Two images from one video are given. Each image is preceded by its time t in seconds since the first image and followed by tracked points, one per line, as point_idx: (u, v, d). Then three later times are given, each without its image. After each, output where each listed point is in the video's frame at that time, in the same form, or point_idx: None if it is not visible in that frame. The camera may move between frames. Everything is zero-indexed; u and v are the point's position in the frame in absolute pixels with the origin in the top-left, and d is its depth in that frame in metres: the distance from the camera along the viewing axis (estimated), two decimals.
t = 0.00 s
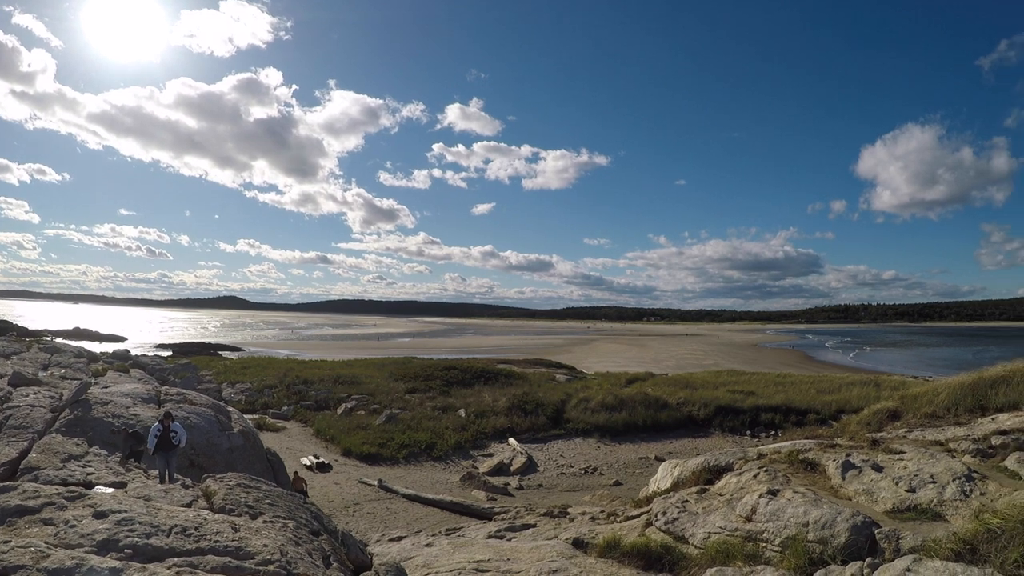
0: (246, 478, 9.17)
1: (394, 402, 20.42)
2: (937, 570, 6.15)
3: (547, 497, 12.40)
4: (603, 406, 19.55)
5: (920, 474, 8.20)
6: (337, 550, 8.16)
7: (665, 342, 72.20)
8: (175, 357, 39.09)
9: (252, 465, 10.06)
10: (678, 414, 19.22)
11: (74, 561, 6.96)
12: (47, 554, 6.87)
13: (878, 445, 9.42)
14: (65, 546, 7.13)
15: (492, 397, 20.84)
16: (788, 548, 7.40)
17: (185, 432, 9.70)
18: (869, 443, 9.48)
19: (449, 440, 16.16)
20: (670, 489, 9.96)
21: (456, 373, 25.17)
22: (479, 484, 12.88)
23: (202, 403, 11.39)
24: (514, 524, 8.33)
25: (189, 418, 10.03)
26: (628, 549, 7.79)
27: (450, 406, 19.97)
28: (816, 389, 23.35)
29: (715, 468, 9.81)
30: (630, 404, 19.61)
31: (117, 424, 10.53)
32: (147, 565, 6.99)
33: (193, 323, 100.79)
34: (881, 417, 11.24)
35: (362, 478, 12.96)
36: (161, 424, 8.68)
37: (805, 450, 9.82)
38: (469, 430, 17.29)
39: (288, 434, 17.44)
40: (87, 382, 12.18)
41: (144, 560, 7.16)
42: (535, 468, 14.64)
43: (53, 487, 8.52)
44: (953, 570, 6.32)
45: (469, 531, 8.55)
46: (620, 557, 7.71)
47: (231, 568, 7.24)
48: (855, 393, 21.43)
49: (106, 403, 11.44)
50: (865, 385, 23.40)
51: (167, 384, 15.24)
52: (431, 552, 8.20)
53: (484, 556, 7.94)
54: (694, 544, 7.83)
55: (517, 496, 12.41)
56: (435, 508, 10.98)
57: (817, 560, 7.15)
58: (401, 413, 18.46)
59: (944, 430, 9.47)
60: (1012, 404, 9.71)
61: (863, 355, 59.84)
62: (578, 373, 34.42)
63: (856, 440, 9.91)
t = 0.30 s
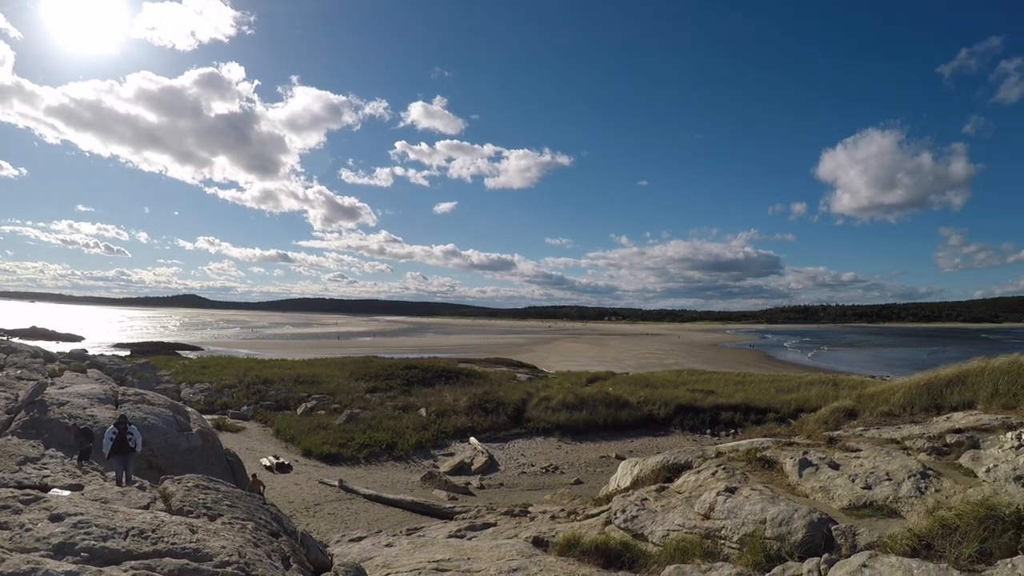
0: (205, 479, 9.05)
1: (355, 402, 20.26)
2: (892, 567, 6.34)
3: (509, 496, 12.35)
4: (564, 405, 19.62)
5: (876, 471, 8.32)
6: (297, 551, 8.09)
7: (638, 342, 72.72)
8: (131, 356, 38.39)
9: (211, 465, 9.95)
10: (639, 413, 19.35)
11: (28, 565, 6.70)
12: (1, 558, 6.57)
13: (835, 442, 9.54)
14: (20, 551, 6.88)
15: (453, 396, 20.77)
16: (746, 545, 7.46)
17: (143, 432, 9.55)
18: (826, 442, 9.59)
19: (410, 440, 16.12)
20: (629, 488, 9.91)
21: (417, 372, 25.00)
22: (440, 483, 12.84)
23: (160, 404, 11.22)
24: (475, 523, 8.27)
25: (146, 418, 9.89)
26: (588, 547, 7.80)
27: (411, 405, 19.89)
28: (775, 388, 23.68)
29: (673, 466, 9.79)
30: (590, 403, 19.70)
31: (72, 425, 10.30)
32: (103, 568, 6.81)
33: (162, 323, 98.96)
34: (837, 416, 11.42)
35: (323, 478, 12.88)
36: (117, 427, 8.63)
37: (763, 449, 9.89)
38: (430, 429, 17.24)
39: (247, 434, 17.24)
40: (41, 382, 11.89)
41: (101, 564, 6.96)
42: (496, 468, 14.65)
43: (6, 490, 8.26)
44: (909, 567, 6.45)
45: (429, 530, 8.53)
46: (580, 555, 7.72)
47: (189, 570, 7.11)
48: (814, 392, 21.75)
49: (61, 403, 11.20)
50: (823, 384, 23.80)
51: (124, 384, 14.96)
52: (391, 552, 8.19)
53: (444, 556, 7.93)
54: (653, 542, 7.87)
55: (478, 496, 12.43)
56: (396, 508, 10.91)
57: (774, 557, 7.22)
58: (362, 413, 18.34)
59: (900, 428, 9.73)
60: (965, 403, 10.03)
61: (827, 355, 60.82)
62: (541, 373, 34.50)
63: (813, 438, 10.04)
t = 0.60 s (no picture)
0: (168, 480, 8.96)
1: (321, 401, 20.11)
2: (855, 562, 6.59)
3: (475, 496, 12.29)
4: (530, 404, 19.67)
5: (838, 469, 8.41)
6: (262, 552, 8.03)
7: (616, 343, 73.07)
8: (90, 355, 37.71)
9: (175, 466, 9.85)
10: (605, 412, 19.45)
11: None
12: None
13: (798, 441, 9.64)
14: None
15: (419, 396, 20.70)
16: (709, 543, 7.52)
17: (106, 433, 9.42)
18: (789, 440, 9.68)
19: (376, 439, 16.09)
20: (593, 487, 9.89)
21: (382, 371, 24.84)
22: (406, 483, 12.81)
23: (123, 404, 11.06)
24: (441, 521, 8.23)
25: (108, 418, 9.77)
26: (552, 545, 7.84)
27: (377, 404, 19.80)
28: (740, 386, 23.92)
29: (638, 465, 9.77)
30: (556, 402, 19.76)
31: (33, 426, 10.11)
32: (64, 570, 6.64)
33: (135, 322, 97.59)
34: (801, 415, 11.63)
35: (289, 478, 12.83)
36: (76, 430, 8.55)
37: (726, 447, 9.91)
38: (396, 429, 17.20)
39: (212, 434, 17.08)
40: None
41: (62, 567, 6.78)
42: (462, 467, 14.67)
43: None
44: (871, 564, 6.62)
45: (394, 530, 8.52)
46: (545, 553, 7.75)
47: (151, 572, 6.99)
48: (779, 392, 21.98)
49: (22, 403, 10.99)
50: (788, 383, 24.09)
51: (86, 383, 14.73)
52: (357, 552, 8.19)
53: (409, 556, 7.92)
54: (618, 540, 7.91)
55: (447, 495, 12.46)
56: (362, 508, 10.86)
57: (738, 553, 7.29)
58: (328, 412, 18.24)
59: (862, 427, 10.02)
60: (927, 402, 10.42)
61: (797, 355, 61.61)
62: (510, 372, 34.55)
63: (777, 437, 10.15)
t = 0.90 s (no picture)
0: (129, 480, 8.85)
1: (285, 399, 19.98)
2: (815, 560, 6.80)
3: (440, 495, 12.25)
4: (494, 403, 19.70)
5: (800, 467, 8.52)
6: (225, 552, 7.95)
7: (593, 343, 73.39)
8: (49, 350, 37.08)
9: (137, 466, 9.73)
10: (570, 411, 19.56)
11: None
12: None
13: (760, 440, 9.74)
14: None
15: (384, 394, 20.60)
16: (672, 541, 7.58)
17: (66, 432, 9.26)
18: (751, 439, 9.77)
19: (340, 438, 16.06)
20: (557, 486, 9.86)
21: (346, 370, 24.65)
22: (370, 482, 12.77)
23: (84, 403, 10.86)
24: (405, 520, 8.21)
25: (69, 418, 9.62)
26: (516, 545, 7.88)
27: (341, 403, 19.71)
28: (704, 386, 24.11)
29: (601, 464, 9.77)
30: (520, 401, 19.82)
31: None
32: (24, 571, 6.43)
33: (109, 320, 96.33)
34: (764, 414, 11.85)
35: (252, 478, 12.79)
36: (34, 431, 8.43)
37: (689, 446, 9.97)
38: (360, 428, 17.16)
39: (174, 434, 16.94)
40: None
41: (22, 568, 6.56)
42: (427, 466, 14.69)
43: None
44: (830, 559, 6.81)
45: (359, 529, 8.51)
46: (508, 552, 7.80)
47: (112, 572, 6.84)
48: (743, 391, 22.23)
49: None
50: (751, 382, 24.38)
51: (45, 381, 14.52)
52: (320, 552, 8.18)
53: (372, 556, 7.92)
54: (581, 539, 7.97)
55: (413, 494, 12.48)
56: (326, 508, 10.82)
57: (700, 551, 7.35)
58: (292, 411, 18.15)
59: (824, 426, 10.26)
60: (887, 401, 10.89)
61: (765, 355, 62.09)
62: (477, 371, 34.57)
63: (740, 435, 10.21)
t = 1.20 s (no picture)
0: (81, 481, 8.71)
1: (239, 398, 19.83)
2: (768, 556, 6.92)
3: (395, 494, 12.26)
4: (451, 402, 19.79)
5: (753, 465, 8.66)
6: (178, 554, 7.88)
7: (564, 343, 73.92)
8: None
9: (89, 466, 9.57)
10: (526, 410, 19.78)
11: None
12: None
13: (714, 439, 9.85)
14: None
15: (339, 393, 20.48)
16: (626, 538, 7.64)
17: (16, 432, 9.03)
18: (705, 438, 9.86)
19: (296, 437, 16.03)
20: (512, 485, 9.87)
21: (302, 368, 24.44)
22: (326, 481, 12.74)
23: (34, 399, 10.55)
24: (359, 520, 8.19)
25: (19, 416, 9.35)
26: (471, 544, 7.90)
27: (297, 402, 19.59)
28: (660, 385, 24.43)
29: (556, 463, 9.79)
30: (477, 400, 19.95)
31: None
32: None
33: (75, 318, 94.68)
34: (718, 414, 12.04)
35: (206, 478, 12.71)
36: None
37: (643, 445, 10.05)
38: (315, 427, 17.11)
39: (126, 433, 16.71)
40: None
41: None
42: (383, 465, 14.74)
43: None
44: (783, 555, 6.97)
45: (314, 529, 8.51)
46: (463, 551, 7.81)
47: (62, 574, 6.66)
48: (699, 391, 22.59)
49: None
50: (706, 381, 24.84)
51: None
52: (274, 552, 8.13)
53: (326, 556, 7.88)
54: (536, 537, 8.02)
55: (370, 493, 12.51)
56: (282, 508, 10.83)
57: (654, 549, 7.42)
58: (247, 410, 18.01)
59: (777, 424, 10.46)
60: (839, 400, 11.27)
61: (715, 352, 63.74)
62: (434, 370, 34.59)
63: (694, 434, 10.31)
